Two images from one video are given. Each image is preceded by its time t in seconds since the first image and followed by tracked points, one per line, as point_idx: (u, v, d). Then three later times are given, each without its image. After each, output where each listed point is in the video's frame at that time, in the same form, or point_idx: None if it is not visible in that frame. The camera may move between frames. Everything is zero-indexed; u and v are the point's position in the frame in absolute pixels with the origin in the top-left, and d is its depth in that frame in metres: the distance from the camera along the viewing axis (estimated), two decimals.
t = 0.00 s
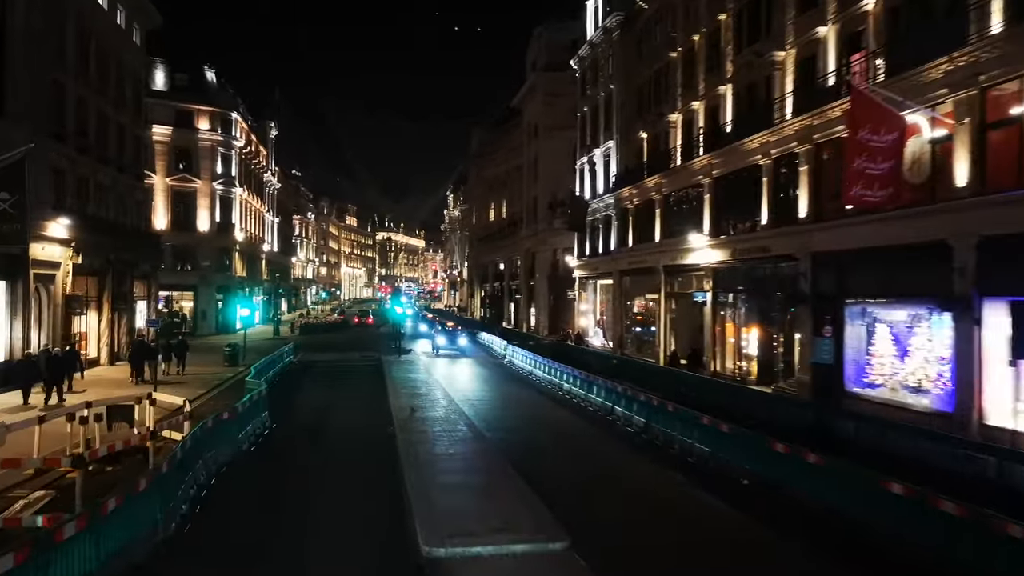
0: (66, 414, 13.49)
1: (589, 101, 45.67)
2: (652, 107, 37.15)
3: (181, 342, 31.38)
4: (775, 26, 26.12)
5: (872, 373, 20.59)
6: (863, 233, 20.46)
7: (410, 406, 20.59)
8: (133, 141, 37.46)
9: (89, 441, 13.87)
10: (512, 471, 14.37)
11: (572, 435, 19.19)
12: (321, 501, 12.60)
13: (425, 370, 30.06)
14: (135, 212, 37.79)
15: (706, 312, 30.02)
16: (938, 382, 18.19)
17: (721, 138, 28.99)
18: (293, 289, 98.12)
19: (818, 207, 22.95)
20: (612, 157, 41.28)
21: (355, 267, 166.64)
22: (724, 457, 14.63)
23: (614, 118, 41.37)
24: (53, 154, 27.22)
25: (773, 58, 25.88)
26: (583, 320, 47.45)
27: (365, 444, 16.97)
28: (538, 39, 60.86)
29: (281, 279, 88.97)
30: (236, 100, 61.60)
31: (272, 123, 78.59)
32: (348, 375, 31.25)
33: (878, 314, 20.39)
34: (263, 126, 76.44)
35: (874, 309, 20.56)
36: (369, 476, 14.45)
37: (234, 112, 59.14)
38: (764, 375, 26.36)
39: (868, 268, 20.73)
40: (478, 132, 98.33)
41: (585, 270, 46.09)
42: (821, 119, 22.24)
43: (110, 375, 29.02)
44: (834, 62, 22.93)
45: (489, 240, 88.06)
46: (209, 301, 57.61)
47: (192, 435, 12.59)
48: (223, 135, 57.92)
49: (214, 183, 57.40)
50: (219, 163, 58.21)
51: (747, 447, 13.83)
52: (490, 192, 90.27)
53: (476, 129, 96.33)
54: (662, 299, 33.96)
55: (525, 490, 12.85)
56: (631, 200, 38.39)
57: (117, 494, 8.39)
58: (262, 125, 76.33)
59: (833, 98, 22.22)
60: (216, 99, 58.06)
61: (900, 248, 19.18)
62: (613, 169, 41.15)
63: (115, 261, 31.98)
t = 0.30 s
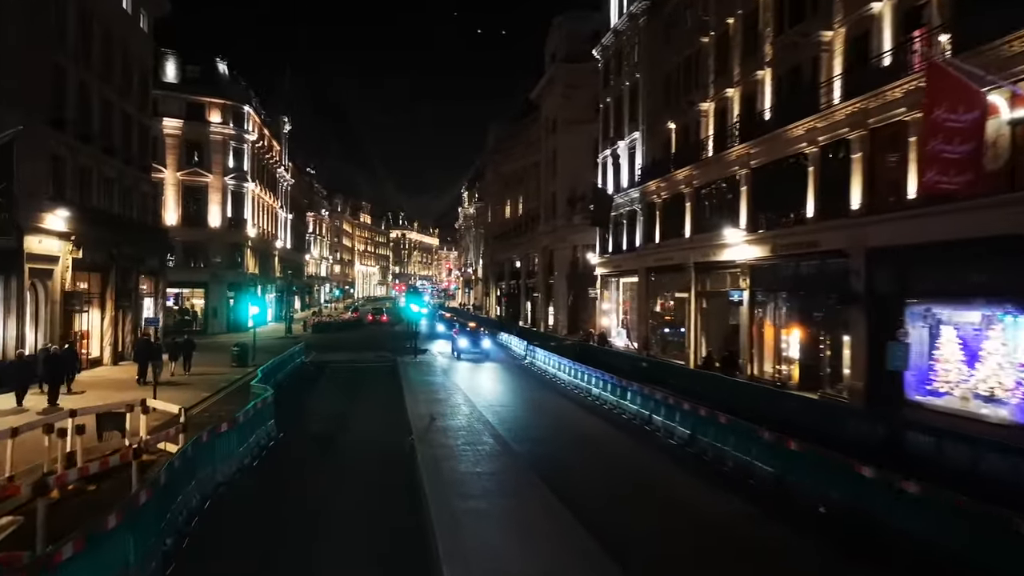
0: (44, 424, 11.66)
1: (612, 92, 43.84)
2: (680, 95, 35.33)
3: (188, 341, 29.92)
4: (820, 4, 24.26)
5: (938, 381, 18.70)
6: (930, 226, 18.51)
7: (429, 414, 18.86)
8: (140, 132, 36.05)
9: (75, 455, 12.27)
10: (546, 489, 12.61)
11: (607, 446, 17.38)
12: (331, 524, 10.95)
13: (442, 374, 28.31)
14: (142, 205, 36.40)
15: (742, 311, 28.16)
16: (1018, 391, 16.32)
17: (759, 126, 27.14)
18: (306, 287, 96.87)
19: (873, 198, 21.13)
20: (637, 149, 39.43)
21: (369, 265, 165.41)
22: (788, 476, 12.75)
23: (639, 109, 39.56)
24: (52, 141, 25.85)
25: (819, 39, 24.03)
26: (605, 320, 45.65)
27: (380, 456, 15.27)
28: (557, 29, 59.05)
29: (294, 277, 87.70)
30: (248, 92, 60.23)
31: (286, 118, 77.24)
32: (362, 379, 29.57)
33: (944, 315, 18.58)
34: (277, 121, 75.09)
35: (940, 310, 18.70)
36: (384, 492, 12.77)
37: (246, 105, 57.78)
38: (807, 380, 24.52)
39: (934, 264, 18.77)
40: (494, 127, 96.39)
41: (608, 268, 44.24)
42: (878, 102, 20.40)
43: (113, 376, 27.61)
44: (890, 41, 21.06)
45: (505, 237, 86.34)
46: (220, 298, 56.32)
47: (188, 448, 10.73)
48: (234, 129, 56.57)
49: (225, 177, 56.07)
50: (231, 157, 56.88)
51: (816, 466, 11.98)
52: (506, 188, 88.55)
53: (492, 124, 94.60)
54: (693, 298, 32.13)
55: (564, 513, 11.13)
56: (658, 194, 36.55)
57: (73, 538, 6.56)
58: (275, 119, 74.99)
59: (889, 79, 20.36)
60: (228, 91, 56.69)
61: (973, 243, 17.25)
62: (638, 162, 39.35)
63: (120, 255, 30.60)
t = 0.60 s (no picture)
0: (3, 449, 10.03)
1: (633, 85, 41.99)
2: (707, 87, 33.52)
3: (190, 346, 28.32)
4: None
5: (1014, 391, 16.66)
6: (1002, 217, 16.58)
7: (447, 430, 16.98)
8: (143, 130, 34.57)
9: (43, 486, 10.69)
10: (587, 519, 10.68)
11: (648, 464, 15.39)
12: (335, 565, 9.14)
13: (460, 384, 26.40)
14: (146, 206, 34.98)
15: (781, 314, 26.22)
16: None
17: (799, 115, 25.21)
18: (318, 290, 95.64)
19: (934, 189, 19.20)
20: (661, 144, 37.55)
21: (380, 268, 164.26)
22: (874, 506, 10.76)
23: (662, 102, 37.78)
24: (47, 137, 24.42)
25: (867, 19, 22.22)
26: (626, 323, 43.78)
27: (393, 478, 13.42)
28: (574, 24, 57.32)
29: (305, 280, 86.39)
30: (258, 91, 58.87)
31: (297, 119, 75.96)
32: (375, 389, 27.73)
33: (1019, 317, 16.63)
34: (287, 121, 73.81)
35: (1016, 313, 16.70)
36: (401, 523, 11.00)
37: (255, 104, 56.37)
38: (858, 389, 22.57)
39: (1010, 259, 16.81)
40: (507, 127, 94.79)
41: (630, 269, 42.31)
42: (940, 83, 18.49)
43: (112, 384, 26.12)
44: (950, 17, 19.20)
45: (519, 239, 84.67)
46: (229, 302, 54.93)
47: (168, 481, 8.95)
48: (243, 128, 55.19)
49: (234, 178, 54.70)
50: (240, 157, 55.48)
51: (912, 496, 10.02)
52: (520, 189, 86.90)
53: (505, 124, 93.00)
54: (725, 299, 30.21)
55: (613, 552, 9.25)
56: (683, 191, 34.71)
57: None
58: (286, 119, 73.61)
59: (951, 56, 18.48)
60: (237, 90, 55.32)
61: None
62: (661, 157, 37.55)
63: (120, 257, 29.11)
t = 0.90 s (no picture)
0: None
1: (654, 75, 40.06)
2: (736, 74, 31.63)
3: (186, 348, 26.63)
4: None
5: None
6: None
7: (464, 446, 15.15)
8: (141, 122, 32.89)
9: None
10: (637, 562, 8.83)
11: (693, 488, 13.49)
12: None
13: (476, 390, 24.57)
14: (144, 202, 33.31)
15: (821, 315, 24.32)
16: None
17: (841, 100, 23.27)
18: (326, 290, 94.11)
19: (1003, 177, 17.32)
20: (685, 136, 35.63)
21: (389, 268, 162.76)
22: (985, 547, 8.91)
23: (685, 92, 35.88)
24: (34, 128, 22.80)
25: None
26: (646, 324, 41.84)
27: (402, 505, 11.59)
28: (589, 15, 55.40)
29: (313, 280, 84.89)
30: (264, 86, 57.24)
31: (304, 115, 74.35)
32: (386, 395, 25.93)
33: None
34: (294, 118, 72.18)
35: None
36: (415, 563, 9.20)
37: (261, 98, 54.73)
38: (909, 396, 20.68)
39: None
40: (518, 124, 92.93)
41: (651, 268, 40.36)
42: (1013, 58, 16.66)
43: (104, 388, 24.66)
44: None
45: (531, 238, 82.88)
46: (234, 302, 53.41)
47: (125, 525, 7.17)
48: (248, 124, 53.57)
49: (239, 175, 53.11)
50: (245, 153, 53.88)
51: None
52: (532, 187, 85.10)
53: (516, 121, 91.13)
54: (756, 299, 28.32)
55: None
56: (709, 184, 32.84)
57: None
58: (293, 116, 72.00)
59: None
60: (242, 84, 53.68)
61: None
62: (684, 150, 35.68)
63: (115, 256, 27.46)
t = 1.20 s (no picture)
0: None
1: (672, 64, 38.16)
2: (764, 59, 29.71)
3: (176, 351, 24.87)
4: None
5: None
6: None
7: (481, 466, 13.30)
8: (134, 111, 31.15)
9: None
10: None
11: (750, 516, 11.53)
12: None
13: (491, 399, 22.68)
14: (136, 196, 31.56)
15: (865, 316, 22.38)
16: None
17: (887, 83, 21.35)
18: (331, 290, 92.46)
19: None
20: (707, 126, 33.71)
21: (395, 267, 161.17)
22: None
23: (707, 81, 34.01)
24: (11, 111, 21.07)
25: None
26: (664, 325, 39.79)
27: (410, 541, 9.74)
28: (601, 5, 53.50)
29: (317, 279, 83.20)
30: (266, 78, 55.50)
31: (308, 111, 72.64)
32: (392, 404, 24.05)
33: None
34: (297, 114, 70.46)
35: None
36: None
37: (263, 91, 53.02)
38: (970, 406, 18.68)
39: None
40: (527, 120, 91.06)
41: (670, 267, 38.38)
42: None
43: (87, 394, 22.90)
44: None
45: (540, 236, 81.00)
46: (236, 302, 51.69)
47: None
48: (250, 117, 51.86)
49: (240, 170, 51.44)
50: (246, 148, 52.20)
51: None
52: (541, 184, 83.27)
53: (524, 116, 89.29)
54: (790, 298, 26.43)
55: None
56: (735, 177, 30.90)
57: None
58: (297, 112, 70.31)
59: None
60: (243, 76, 51.95)
61: None
62: (706, 141, 33.78)
63: (103, 252, 25.73)
